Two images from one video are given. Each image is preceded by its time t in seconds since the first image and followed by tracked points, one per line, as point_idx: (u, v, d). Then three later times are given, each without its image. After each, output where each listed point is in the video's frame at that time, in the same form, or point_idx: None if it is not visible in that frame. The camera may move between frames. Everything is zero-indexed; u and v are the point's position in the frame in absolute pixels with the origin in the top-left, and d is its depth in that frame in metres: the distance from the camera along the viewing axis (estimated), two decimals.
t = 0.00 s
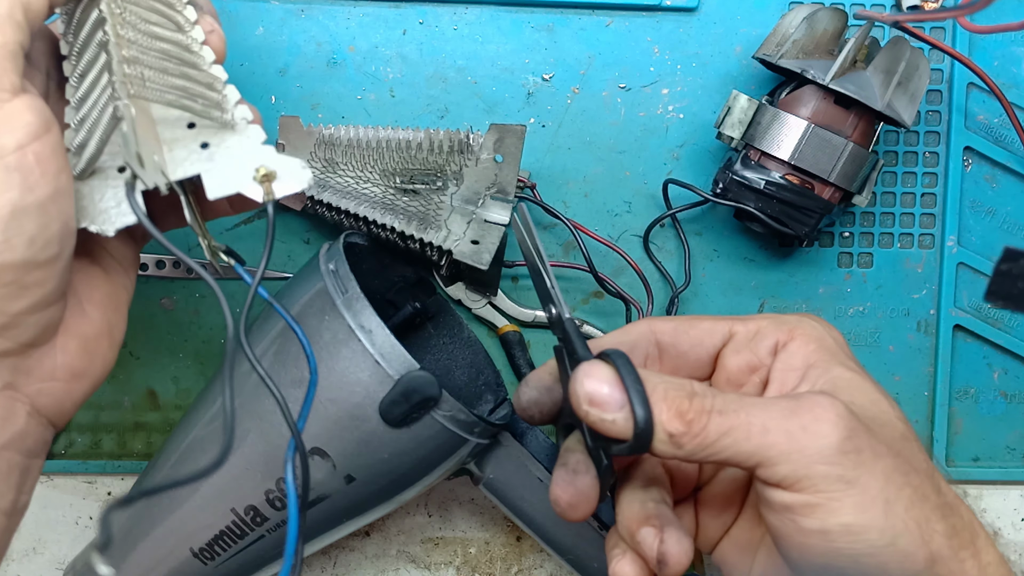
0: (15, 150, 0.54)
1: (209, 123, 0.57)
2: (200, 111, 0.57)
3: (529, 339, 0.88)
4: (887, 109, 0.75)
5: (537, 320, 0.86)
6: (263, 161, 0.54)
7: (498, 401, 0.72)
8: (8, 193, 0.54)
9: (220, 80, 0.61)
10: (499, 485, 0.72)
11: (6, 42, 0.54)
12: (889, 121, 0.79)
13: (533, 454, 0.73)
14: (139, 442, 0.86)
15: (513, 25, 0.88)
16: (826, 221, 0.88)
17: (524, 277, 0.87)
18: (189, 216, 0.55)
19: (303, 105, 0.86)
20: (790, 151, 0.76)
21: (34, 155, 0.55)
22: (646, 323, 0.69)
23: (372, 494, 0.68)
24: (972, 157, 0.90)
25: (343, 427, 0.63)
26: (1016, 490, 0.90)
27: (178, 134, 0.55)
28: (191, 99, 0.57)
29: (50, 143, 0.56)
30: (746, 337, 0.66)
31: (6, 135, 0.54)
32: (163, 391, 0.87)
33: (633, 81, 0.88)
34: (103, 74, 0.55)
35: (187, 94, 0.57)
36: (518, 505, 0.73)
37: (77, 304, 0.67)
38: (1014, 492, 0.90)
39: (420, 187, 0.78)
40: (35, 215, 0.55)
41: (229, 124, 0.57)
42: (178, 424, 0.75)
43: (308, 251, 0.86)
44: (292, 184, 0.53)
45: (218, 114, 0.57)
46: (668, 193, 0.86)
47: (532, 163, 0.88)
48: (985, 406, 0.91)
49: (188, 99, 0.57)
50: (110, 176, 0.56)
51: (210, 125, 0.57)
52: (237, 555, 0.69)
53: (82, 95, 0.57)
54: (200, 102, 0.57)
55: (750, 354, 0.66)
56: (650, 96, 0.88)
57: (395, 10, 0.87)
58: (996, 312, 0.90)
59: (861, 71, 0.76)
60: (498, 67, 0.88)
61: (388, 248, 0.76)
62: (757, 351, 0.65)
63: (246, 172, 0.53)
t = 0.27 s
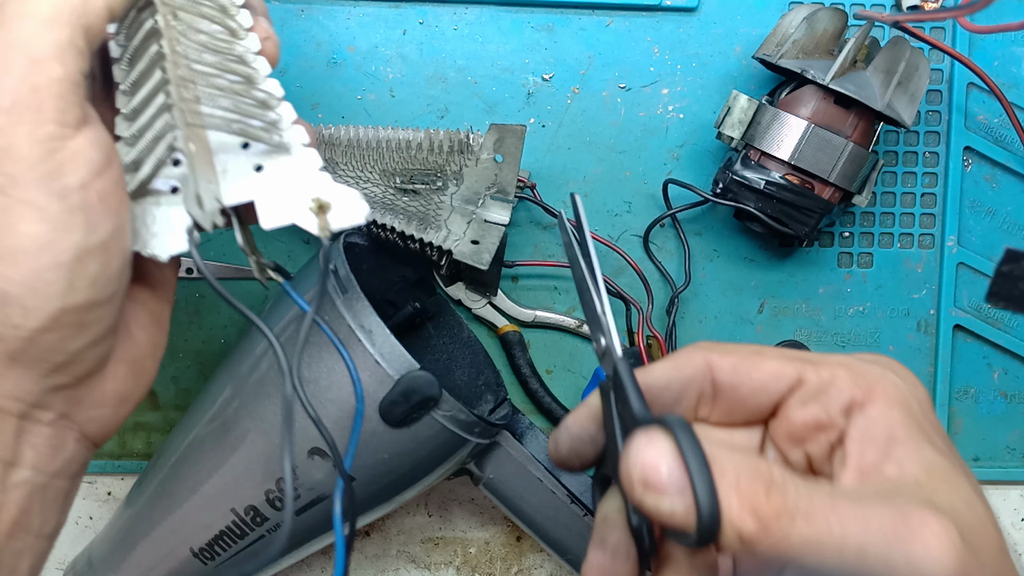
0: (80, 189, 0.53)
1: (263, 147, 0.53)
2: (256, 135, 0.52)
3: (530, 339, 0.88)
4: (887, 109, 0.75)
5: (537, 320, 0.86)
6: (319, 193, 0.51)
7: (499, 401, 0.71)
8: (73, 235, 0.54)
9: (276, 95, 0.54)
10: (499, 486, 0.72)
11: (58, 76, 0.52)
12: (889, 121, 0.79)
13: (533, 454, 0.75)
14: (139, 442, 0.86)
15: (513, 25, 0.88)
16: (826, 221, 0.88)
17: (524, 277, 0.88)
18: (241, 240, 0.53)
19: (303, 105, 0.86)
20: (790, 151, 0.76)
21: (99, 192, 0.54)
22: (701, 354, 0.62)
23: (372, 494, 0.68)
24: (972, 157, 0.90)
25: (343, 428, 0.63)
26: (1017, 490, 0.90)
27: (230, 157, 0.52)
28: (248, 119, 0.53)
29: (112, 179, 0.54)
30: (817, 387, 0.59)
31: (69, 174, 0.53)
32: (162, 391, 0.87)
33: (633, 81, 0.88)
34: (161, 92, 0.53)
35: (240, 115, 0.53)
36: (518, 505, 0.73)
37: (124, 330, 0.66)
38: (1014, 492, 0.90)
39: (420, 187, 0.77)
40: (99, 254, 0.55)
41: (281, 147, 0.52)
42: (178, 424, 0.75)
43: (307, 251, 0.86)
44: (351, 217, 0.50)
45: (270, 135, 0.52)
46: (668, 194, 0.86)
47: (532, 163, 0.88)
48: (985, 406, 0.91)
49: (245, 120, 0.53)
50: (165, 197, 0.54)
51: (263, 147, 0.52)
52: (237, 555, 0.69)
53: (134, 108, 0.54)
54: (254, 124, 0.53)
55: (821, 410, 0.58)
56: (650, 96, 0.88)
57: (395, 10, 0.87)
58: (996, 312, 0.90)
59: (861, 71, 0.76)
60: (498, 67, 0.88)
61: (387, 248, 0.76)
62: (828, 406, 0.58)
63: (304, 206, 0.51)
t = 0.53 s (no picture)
0: (189, 241, 0.50)
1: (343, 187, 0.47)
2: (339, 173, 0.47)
3: (530, 339, 0.88)
4: (887, 109, 0.75)
5: (537, 320, 0.86)
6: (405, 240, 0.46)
7: (498, 401, 0.74)
8: (180, 288, 0.52)
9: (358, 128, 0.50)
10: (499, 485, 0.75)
11: (170, 120, 0.48)
12: (889, 121, 0.79)
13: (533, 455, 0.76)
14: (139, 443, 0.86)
15: (513, 25, 0.88)
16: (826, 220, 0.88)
17: (524, 277, 0.88)
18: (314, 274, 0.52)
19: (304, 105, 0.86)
20: (789, 151, 0.76)
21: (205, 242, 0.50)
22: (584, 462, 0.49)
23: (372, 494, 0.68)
24: (972, 158, 0.90)
25: (343, 428, 0.63)
26: (1017, 490, 0.91)
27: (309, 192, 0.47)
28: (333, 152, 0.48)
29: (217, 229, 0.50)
30: (734, 514, 0.47)
31: (179, 225, 0.49)
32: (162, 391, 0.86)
33: (633, 81, 0.88)
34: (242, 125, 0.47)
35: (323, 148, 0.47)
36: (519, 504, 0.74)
37: (203, 371, 0.63)
38: (1014, 492, 0.91)
39: (419, 187, 0.77)
40: (201, 307, 0.53)
41: (361, 186, 0.48)
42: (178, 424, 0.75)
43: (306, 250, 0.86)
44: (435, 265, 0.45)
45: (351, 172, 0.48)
46: (668, 194, 0.86)
47: (532, 163, 0.88)
48: (985, 406, 0.91)
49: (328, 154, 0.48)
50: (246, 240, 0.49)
51: (343, 187, 0.47)
52: (237, 555, 0.69)
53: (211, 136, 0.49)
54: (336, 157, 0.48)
55: (738, 542, 0.46)
56: (650, 96, 0.88)
57: (395, 10, 0.87)
58: (996, 312, 0.90)
59: (861, 71, 0.76)
60: (498, 67, 0.88)
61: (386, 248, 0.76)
62: (747, 540, 0.46)
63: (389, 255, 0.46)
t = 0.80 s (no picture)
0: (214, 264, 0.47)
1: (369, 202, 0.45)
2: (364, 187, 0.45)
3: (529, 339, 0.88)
4: (886, 110, 0.75)
5: (537, 320, 0.86)
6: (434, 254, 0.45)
7: (499, 401, 0.75)
8: (207, 316, 0.49)
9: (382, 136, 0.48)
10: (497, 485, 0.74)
11: (184, 137, 0.46)
12: (888, 122, 0.80)
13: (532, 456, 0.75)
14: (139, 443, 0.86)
15: (513, 26, 0.88)
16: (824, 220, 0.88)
17: (524, 277, 0.88)
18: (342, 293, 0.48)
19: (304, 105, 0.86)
20: (789, 151, 0.76)
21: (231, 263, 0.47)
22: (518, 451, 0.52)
23: (372, 493, 0.69)
24: (971, 158, 0.91)
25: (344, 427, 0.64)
26: (1015, 490, 0.91)
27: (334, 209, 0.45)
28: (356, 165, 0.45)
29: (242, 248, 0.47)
30: (654, 501, 0.49)
31: (202, 249, 0.46)
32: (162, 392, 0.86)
33: (632, 82, 0.89)
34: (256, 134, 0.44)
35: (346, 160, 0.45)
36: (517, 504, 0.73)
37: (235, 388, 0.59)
38: (1012, 492, 0.91)
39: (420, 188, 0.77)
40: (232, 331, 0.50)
41: (388, 199, 0.45)
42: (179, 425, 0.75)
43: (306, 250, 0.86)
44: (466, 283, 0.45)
45: (376, 185, 0.45)
46: (667, 194, 0.86)
47: (533, 164, 0.88)
48: (983, 406, 0.91)
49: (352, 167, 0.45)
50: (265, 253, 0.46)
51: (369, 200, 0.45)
52: (238, 553, 0.70)
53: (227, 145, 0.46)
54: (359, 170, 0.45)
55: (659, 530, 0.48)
56: (650, 97, 0.89)
57: (395, 11, 0.87)
58: (995, 312, 0.91)
59: (860, 72, 0.76)
60: (498, 68, 0.88)
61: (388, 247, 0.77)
62: (667, 526, 0.48)
63: (418, 268, 0.45)
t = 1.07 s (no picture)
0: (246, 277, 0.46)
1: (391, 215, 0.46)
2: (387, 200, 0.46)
3: (530, 339, 0.87)
4: (889, 109, 0.74)
5: (537, 320, 0.85)
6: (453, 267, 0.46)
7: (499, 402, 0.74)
8: (240, 329, 0.48)
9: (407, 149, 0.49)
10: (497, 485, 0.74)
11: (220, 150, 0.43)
12: (891, 121, 0.79)
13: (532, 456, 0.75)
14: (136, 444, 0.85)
15: (513, 24, 0.87)
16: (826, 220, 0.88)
17: (524, 277, 0.87)
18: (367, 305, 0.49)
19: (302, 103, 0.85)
20: (791, 150, 0.76)
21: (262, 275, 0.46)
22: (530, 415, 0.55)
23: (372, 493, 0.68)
24: (973, 157, 0.90)
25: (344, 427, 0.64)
26: (1018, 491, 0.90)
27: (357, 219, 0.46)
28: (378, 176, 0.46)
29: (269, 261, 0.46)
30: (658, 466, 0.51)
31: (235, 263, 0.45)
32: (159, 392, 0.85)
33: (633, 80, 0.88)
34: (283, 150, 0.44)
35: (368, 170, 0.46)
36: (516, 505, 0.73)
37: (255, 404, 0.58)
38: (1016, 493, 0.90)
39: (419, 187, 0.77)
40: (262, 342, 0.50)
41: (411, 214, 0.46)
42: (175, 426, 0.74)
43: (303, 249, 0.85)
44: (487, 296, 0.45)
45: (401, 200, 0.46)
46: (668, 193, 0.86)
47: (533, 163, 0.88)
48: (986, 407, 0.91)
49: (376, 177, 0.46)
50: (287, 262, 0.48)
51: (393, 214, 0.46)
52: (237, 555, 0.68)
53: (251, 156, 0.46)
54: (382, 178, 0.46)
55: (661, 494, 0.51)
56: (651, 96, 0.88)
57: (395, 9, 0.87)
58: (998, 313, 0.90)
59: (862, 70, 0.75)
60: (498, 66, 0.87)
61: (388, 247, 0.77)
62: (669, 490, 0.50)
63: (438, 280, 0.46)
